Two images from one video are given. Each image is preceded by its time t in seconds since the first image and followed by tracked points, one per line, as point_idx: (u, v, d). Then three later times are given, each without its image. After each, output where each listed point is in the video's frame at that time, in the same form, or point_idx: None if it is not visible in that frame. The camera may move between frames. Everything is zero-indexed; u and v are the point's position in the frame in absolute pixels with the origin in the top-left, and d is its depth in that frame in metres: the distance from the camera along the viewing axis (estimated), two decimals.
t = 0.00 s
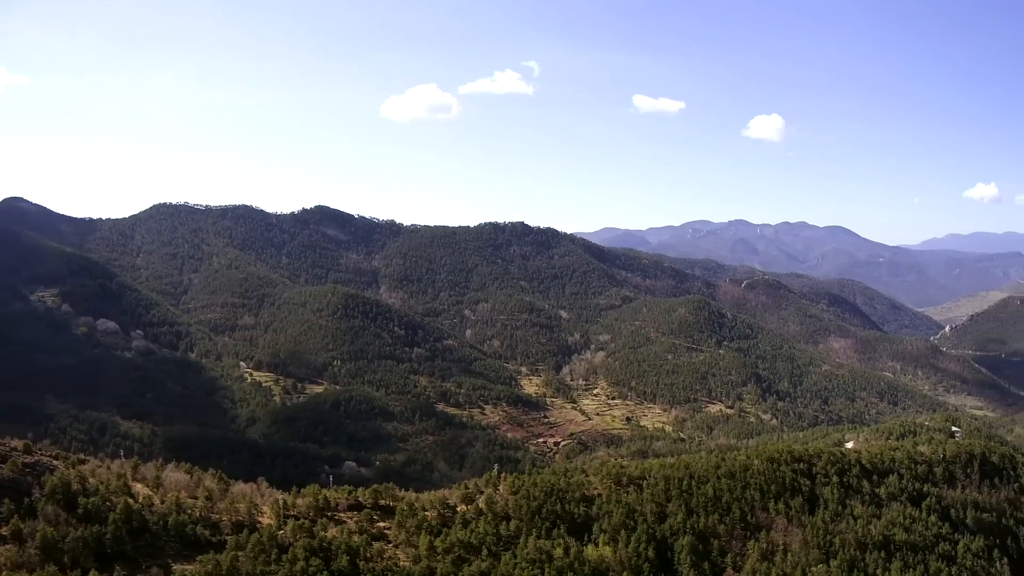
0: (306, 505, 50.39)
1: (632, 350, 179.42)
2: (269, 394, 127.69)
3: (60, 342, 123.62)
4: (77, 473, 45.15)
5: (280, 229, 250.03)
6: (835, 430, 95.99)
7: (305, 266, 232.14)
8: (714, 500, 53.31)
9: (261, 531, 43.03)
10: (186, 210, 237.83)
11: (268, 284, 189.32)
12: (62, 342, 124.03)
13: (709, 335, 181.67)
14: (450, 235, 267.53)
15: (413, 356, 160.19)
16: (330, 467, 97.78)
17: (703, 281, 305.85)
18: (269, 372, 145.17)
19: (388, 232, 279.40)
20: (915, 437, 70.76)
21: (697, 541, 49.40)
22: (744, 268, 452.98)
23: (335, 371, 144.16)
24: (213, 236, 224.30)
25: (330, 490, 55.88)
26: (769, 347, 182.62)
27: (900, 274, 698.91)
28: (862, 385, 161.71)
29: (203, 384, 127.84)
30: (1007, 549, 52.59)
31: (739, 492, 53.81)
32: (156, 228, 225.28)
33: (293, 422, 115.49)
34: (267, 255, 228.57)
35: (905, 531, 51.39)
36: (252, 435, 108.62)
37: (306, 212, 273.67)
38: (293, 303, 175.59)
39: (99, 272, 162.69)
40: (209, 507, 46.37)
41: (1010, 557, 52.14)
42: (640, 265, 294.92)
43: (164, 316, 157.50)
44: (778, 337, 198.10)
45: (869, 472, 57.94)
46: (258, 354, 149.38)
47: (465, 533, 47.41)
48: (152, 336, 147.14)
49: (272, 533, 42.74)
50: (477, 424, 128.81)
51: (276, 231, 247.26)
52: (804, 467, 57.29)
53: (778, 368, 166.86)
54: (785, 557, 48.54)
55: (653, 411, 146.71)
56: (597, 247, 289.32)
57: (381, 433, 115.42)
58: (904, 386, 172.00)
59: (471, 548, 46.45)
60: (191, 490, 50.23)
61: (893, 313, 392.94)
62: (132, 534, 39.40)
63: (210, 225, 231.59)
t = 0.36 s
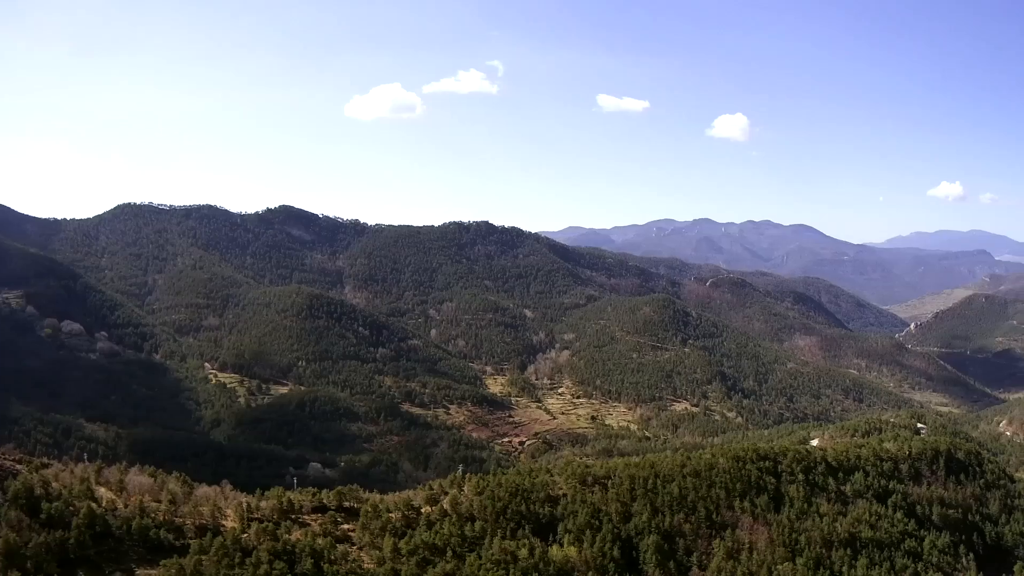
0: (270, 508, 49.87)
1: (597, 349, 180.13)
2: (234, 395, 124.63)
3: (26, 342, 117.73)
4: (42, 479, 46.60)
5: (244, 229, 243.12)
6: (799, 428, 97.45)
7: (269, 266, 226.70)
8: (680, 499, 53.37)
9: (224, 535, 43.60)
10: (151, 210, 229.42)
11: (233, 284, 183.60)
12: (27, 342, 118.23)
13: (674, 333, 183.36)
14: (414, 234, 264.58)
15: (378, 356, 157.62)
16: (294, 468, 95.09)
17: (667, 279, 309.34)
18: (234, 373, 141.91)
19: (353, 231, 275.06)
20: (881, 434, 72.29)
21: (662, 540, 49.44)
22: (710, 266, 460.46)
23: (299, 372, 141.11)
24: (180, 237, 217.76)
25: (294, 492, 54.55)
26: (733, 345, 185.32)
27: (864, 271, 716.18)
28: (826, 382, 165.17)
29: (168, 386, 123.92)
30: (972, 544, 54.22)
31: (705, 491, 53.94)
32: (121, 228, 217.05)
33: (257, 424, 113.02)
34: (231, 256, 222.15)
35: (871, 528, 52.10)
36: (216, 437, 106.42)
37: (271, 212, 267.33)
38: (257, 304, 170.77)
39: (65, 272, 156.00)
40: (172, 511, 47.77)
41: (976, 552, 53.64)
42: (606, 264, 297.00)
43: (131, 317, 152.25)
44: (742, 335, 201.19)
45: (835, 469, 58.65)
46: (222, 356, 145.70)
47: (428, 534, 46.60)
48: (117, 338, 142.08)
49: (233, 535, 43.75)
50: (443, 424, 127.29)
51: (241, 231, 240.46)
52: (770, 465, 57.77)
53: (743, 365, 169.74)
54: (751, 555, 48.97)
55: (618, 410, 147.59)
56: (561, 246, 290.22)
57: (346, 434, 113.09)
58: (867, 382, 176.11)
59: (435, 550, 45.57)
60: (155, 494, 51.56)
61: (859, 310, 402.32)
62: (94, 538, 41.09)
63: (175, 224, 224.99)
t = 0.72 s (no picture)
0: (227, 512, 47.71)
1: (553, 348, 180.26)
2: (191, 397, 120.92)
3: None
4: None
5: (200, 228, 234.43)
6: (756, 425, 99.95)
7: (227, 266, 219.08)
8: (637, 498, 53.45)
9: (181, 538, 42.38)
10: (107, 209, 219.86)
11: (190, 285, 176.72)
12: None
13: (632, 332, 184.91)
14: (371, 234, 260.22)
15: (335, 357, 153.95)
16: (252, 470, 91.84)
17: (624, 278, 312.49)
18: (191, 375, 137.69)
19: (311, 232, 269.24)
20: (838, 431, 74.10)
21: (620, 539, 49.46)
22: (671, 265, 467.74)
23: (256, 373, 137.09)
24: (139, 237, 209.96)
25: (251, 495, 52.84)
26: (691, 343, 188.17)
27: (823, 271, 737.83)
28: (784, 380, 169.16)
29: (127, 389, 120.60)
30: (931, 539, 55.90)
31: (662, 490, 54.28)
32: (78, 228, 207.76)
33: (212, 426, 109.41)
34: (188, 257, 214.10)
35: (829, 524, 53.12)
36: (173, 440, 103.33)
37: (227, 211, 259.39)
38: (215, 304, 164.93)
39: (20, 275, 149.35)
40: (129, 515, 45.52)
41: (934, 547, 55.44)
42: (563, 264, 298.55)
43: (87, 318, 147.10)
44: (700, 333, 204.64)
45: (793, 467, 59.61)
46: (180, 357, 141.50)
47: (385, 537, 45.41)
48: (75, 339, 138.45)
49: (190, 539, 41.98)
50: (400, 425, 124.95)
51: (198, 232, 232.09)
52: (728, 463, 58.43)
53: (700, 364, 172.70)
54: (709, 553, 49.38)
55: (576, 409, 148.10)
56: (518, 245, 290.44)
57: (302, 434, 109.90)
58: (824, 380, 180.61)
59: (392, 551, 44.45)
60: (110, 498, 49.01)
61: (816, 308, 413.96)
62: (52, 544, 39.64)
63: (134, 223, 217.10)
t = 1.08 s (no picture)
0: (180, 515, 46.57)
1: (508, 348, 179.84)
2: (145, 399, 116.55)
3: None
4: None
5: (152, 229, 224.87)
6: (714, 424, 100.24)
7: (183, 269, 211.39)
8: (593, 497, 53.35)
9: (136, 543, 41.78)
10: (61, 209, 208.80)
11: (145, 287, 169.17)
12: None
13: (587, 330, 185.90)
14: (325, 233, 254.28)
15: (290, 358, 149.28)
16: (206, 473, 87.87)
17: (579, 277, 314.67)
18: (146, 377, 131.25)
19: (266, 231, 262.58)
20: (793, 428, 75.62)
21: (576, 538, 49.33)
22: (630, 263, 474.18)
23: (211, 374, 132.16)
24: (93, 237, 200.63)
25: (205, 497, 51.54)
26: (647, 342, 190.48)
27: (776, 268, 760.57)
28: (740, 377, 172.90)
29: (82, 393, 116.74)
30: (888, 534, 57.30)
31: (618, 489, 54.36)
32: (31, 229, 197.00)
33: (165, 430, 105.37)
34: (141, 258, 204.91)
35: (785, 521, 54.16)
36: (127, 444, 99.88)
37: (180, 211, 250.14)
38: (168, 305, 158.12)
39: None
40: (83, 520, 44.66)
41: (891, 542, 56.79)
42: (518, 263, 298.64)
43: (40, 321, 140.68)
44: (655, 331, 207.67)
45: (749, 464, 60.40)
46: (134, 359, 135.41)
47: (341, 538, 44.37)
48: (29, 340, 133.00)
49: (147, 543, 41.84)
50: (355, 426, 121.87)
51: (152, 233, 222.71)
52: (684, 461, 58.94)
53: (655, 362, 175.02)
54: (666, 551, 49.72)
55: (531, 408, 147.85)
56: (473, 244, 288.93)
57: (257, 436, 105.95)
58: (780, 377, 185.02)
59: (347, 554, 43.43)
60: (65, 504, 48.10)
61: (771, 305, 425.15)
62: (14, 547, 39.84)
63: (90, 223, 207.91)
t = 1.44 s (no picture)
0: (133, 519, 45.42)
1: (463, 348, 178.52)
2: (100, 403, 111.59)
3: None
4: None
5: (105, 229, 216.22)
6: (666, 420, 103.53)
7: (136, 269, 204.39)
8: (547, 497, 53.05)
9: (88, 549, 40.52)
10: (12, 209, 201.44)
11: (98, 288, 161.35)
12: None
13: (541, 330, 186.28)
14: (278, 234, 247.46)
15: (244, 360, 144.07)
16: (160, 476, 83.98)
17: (533, 276, 315.59)
18: (100, 380, 126.60)
19: (221, 231, 254.17)
20: (748, 425, 77.09)
21: (531, 538, 49.01)
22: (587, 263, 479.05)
23: (164, 377, 127.16)
24: (45, 236, 192.75)
25: (158, 502, 50.23)
26: (600, 340, 192.31)
27: (728, 266, 778.86)
28: (694, 375, 176.31)
29: (35, 395, 111.24)
30: (843, 530, 58.24)
31: (573, 488, 54.33)
32: None
33: (120, 434, 101.00)
34: (96, 259, 196.63)
35: (740, 518, 54.79)
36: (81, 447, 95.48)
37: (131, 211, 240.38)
38: (122, 307, 150.32)
39: None
40: (34, 526, 42.76)
41: (846, 538, 57.76)
42: (471, 262, 297.15)
43: None
44: (609, 330, 210.11)
45: (705, 462, 61.06)
46: (88, 361, 129.72)
47: (294, 541, 43.47)
48: None
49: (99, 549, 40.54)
50: (310, 427, 118.04)
51: (106, 234, 214.34)
52: (639, 460, 59.38)
53: (609, 361, 176.93)
54: (620, 550, 49.90)
55: (485, 408, 147.04)
56: (426, 243, 286.06)
57: (211, 439, 101.77)
58: (734, 374, 188.99)
59: (301, 557, 42.60)
60: (15, 510, 46.17)
61: (724, 304, 434.95)
62: None
63: (42, 224, 199.74)
